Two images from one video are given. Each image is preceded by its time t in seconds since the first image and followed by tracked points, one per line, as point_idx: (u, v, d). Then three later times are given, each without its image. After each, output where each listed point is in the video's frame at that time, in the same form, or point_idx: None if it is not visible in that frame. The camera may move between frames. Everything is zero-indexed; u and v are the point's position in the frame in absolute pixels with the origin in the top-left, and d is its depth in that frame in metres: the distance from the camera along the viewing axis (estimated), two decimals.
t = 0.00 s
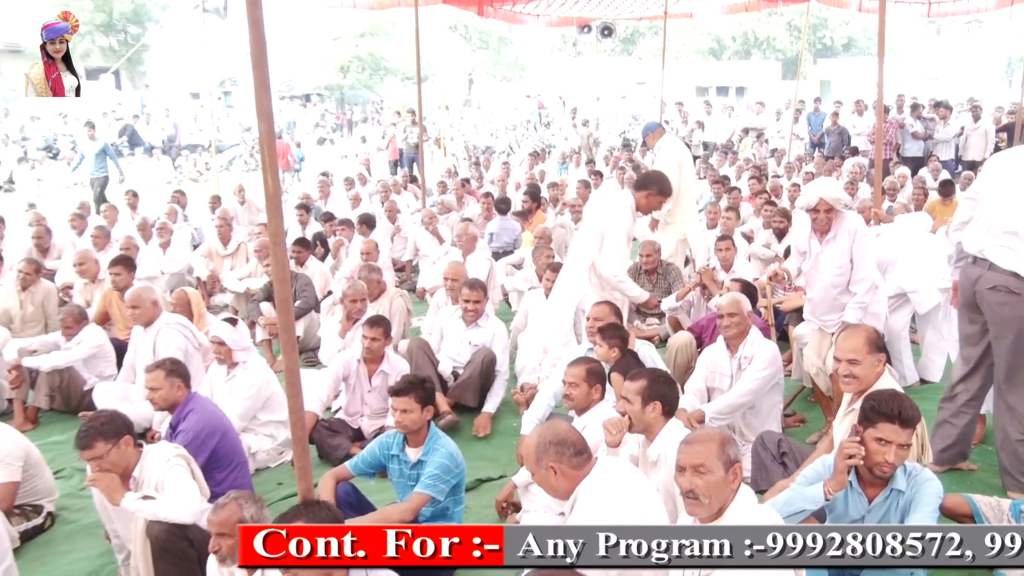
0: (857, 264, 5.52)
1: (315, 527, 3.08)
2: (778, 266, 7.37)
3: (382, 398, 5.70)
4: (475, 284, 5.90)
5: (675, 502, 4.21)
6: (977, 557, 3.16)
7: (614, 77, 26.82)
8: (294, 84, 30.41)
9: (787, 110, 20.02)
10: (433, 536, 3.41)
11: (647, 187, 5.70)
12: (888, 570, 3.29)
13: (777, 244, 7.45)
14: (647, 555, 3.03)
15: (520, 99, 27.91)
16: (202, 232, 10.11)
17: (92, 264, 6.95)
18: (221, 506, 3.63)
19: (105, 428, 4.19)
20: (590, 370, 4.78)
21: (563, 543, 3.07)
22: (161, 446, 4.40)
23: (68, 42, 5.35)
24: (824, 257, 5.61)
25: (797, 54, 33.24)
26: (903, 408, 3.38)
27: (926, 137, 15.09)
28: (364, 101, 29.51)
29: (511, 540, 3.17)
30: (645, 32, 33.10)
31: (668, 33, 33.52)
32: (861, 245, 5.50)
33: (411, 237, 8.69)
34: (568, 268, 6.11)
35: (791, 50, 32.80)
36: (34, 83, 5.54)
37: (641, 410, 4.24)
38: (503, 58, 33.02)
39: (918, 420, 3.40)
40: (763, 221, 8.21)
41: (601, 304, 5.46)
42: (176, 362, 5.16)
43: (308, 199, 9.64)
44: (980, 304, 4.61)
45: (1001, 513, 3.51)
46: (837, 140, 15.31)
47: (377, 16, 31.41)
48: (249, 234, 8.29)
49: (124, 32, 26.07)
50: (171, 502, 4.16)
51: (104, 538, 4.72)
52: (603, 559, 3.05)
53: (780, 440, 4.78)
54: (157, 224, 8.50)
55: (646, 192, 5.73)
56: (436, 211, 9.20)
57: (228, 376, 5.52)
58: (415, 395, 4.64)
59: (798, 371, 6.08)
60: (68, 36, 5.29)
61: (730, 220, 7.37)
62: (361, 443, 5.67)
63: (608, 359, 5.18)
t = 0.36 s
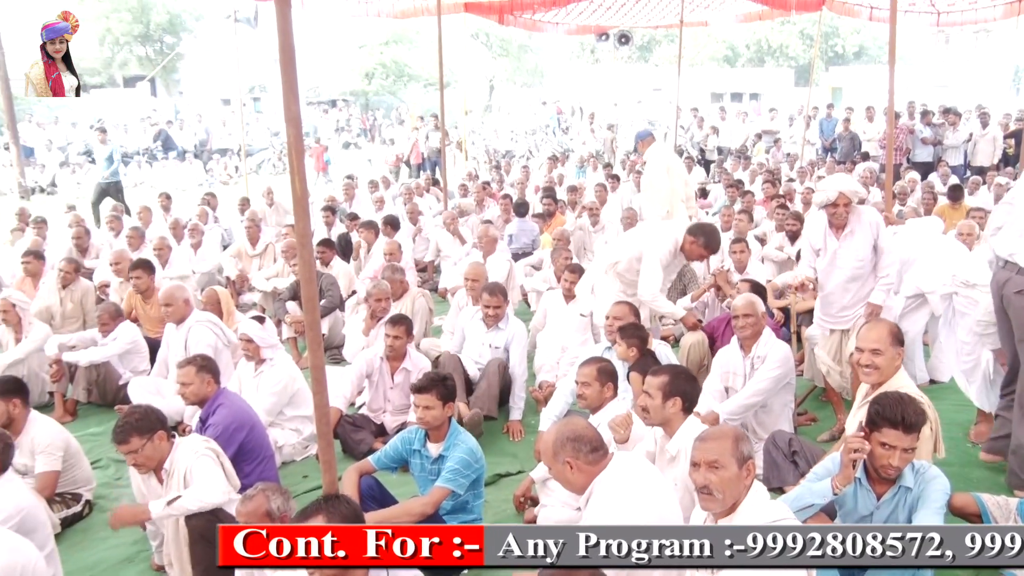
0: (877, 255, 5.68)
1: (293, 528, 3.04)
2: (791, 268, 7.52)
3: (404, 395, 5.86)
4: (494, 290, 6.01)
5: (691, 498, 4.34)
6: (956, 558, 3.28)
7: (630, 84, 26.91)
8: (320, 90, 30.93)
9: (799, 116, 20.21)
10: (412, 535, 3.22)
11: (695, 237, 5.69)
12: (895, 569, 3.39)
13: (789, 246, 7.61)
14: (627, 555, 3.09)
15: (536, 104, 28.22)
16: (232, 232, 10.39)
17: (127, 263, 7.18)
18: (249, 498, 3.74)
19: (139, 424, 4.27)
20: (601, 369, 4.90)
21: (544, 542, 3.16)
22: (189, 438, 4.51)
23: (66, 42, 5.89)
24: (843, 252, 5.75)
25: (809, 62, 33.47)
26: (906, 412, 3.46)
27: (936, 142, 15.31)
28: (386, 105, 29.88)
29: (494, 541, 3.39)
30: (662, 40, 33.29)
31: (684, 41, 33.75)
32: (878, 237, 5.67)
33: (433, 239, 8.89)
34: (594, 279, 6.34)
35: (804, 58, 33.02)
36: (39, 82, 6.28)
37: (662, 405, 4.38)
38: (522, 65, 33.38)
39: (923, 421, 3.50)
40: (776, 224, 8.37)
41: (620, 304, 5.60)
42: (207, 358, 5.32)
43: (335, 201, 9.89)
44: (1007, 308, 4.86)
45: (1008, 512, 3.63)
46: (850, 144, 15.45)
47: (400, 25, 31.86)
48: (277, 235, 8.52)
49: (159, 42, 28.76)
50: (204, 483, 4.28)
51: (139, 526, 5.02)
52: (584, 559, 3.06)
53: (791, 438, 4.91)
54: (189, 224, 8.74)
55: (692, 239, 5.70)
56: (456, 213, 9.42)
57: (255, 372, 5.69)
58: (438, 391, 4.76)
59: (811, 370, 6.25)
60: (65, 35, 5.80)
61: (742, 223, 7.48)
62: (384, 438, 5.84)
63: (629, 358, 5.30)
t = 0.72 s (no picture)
0: (899, 257, 5.76)
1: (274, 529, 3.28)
2: (799, 269, 7.68)
3: (420, 392, 5.98)
4: (484, 307, 5.82)
5: (701, 495, 4.44)
6: (937, 557, 3.32)
7: (642, 88, 27.05)
8: (340, 94, 31.24)
9: (809, 120, 20.34)
10: (394, 536, 3.17)
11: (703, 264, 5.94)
12: (898, 568, 3.49)
13: (797, 248, 7.75)
14: (606, 554, 3.16)
15: (549, 108, 28.43)
16: (253, 233, 10.60)
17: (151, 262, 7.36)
18: (268, 491, 3.79)
19: (165, 428, 4.30)
20: (610, 369, 4.92)
21: (523, 543, 3.34)
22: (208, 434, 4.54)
23: (64, 42, 7.05)
24: (864, 253, 5.81)
25: (819, 67, 33.60)
26: (909, 406, 3.58)
27: (943, 147, 15.47)
28: (403, 109, 30.18)
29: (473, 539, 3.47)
30: (674, 46, 33.43)
31: (696, 47, 33.90)
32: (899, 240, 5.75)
33: (448, 240, 9.05)
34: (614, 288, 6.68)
35: (813, 63, 33.18)
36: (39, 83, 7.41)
37: (674, 404, 4.49)
38: (537, 70, 33.56)
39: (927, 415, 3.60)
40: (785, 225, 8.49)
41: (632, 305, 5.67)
42: (229, 356, 5.45)
43: (353, 203, 10.08)
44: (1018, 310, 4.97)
45: (1009, 509, 3.71)
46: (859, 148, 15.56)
47: (417, 31, 32.13)
48: (296, 236, 8.69)
49: (184, 49, 29.26)
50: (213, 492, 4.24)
51: (162, 518, 5.16)
52: (564, 559, 3.19)
53: (800, 435, 5.03)
54: (212, 224, 8.91)
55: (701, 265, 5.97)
56: (472, 215, 9.61)
57: (275, 369, 5.83)
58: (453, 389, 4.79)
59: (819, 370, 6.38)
60: (64, 35, 6.95)
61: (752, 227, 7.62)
62: (400, 434, 5.97)
63: (648, 358, 5.39)
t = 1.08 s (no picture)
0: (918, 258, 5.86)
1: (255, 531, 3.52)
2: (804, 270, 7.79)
3: (431, 390, 6.09)
4: (489, 302, 5.91)
5: (705, 491, 4.53)
6: (917, 558, 3.43)
7: (649, 92, 27.14)
8: (353, 98, 31.40)
9: (814, 123, 20.42)
10: (373, 536, 3.22)
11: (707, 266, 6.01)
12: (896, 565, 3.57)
13: (803, 248, 7.85)
14: (585, 554, 3.24)
15: (558, 111, 28.55)
16: (267, 233, 10.75)
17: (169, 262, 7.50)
18: (282, 486, 3.90)
19: (185, 430, 4.37)
20: (616, 369, 4.99)
21: (504, 543, 3.53)
22: (220, 432, 4.67)
23: (64, 42, 7.14)
24: (886, 252, 5.87)
25: (823, 72, 33.80)
26: (904, 394, 3.69)
27: (947, 150, 15.48)
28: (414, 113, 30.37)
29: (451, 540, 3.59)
30: (681, 51, 33.51)
31: (702, 52, 33.99)
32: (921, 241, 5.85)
33: (458, 241, 9.18)
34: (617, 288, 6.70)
35: (818, 68, 33.30)
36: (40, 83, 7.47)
37: (677, 404, 4.59)
38: (547, 74, 33.66)
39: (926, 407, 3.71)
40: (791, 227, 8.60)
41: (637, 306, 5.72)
42: (244, 354, 5.56)
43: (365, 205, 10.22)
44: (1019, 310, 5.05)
45: (1010, 507, 3.80)
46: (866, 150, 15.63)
47: (428, 35, 32.29)
48: (310, 236, 8.82)
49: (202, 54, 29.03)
50: (223, 491, 4.34)
51: (179, 511, 5.28)
52: (544, 558, 3.35)
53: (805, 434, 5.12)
54: (228, 225, 9.04)
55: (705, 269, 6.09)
56: (482, 217, 9.73)
57: (289, 367, 5.95)
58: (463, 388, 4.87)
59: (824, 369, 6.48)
60: (64, 35, 7.06)
61: (758, 228, 7.72)
62: (411, 431, 6.08)
63: (658, 358, 5.47)
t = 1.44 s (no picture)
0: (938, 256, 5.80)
1: (235, 529, 3.62)
2: (816, 271, 7.79)
3: (442, 389, 6.10)
4: (506, 304, 5.97)
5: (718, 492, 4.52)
6: (897, 557, 3.48)
7: (660, 92, 27.15)
8: (365, 98, 31.55)
9: (825, 124, 20.38)
10: (353, 536, 3.28)
11: (715, 263, 5.85)
12: (908, 566, 3.56)
13: (814, 249, 7.85)
14: (565, 554, 3.40)
15: (568, 112, 28.56)
16: (280, 233, 10.81)
17: (183, 262, 7.54)
18: (295, 485, 3.91)
19: (200, 431, 4.39)
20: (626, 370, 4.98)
21: (483, 542, 3.57)
22: (233, 431, 4.69)
23: (64, 42, 7.28)
24: (908, 250, 5.78)
25: (834, 73, 33.76)
26: (910, 392, 3.73)
27: (960, 150, 15.42)
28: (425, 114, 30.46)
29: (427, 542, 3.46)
30: (692, 51, 33.48)
31: (714, 52, 33.93)
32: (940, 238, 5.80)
33: (470, 241, 9.22)
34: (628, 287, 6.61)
35: (830, 69, 33.24)
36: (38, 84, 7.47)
37: (688, 404, 4.59)
38: (558, 74, 33.63)
39: (933, 404, 3.72)
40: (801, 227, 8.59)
41: (649, 307, 5.69)
42: (257, 352, 5.57)
43: (377, 205, 10.25)
44: None
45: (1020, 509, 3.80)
46: (876, 151, 15.59)
47: (439, 36, 32.36)
48: (322, 236, 8.87)
49: (216, 54, 29.17)
50: (234, 491, 4.35)
51: (192, 509, 5.32)
52: (525, 558, 3.54)
53: (812, 436, 5.04)
54: (241, 225, 9.10)
55: (713, 264, 5.92)
56: (494, 216, 9.75)
57: (302, 366, 5.98)
58: (475, 387, 4.86)
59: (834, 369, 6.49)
60: (64, 35, 7.19)
61: (769, 229, 7.72)
62: (422, 430, 6.09)
63: (672, 359, 5.46)
